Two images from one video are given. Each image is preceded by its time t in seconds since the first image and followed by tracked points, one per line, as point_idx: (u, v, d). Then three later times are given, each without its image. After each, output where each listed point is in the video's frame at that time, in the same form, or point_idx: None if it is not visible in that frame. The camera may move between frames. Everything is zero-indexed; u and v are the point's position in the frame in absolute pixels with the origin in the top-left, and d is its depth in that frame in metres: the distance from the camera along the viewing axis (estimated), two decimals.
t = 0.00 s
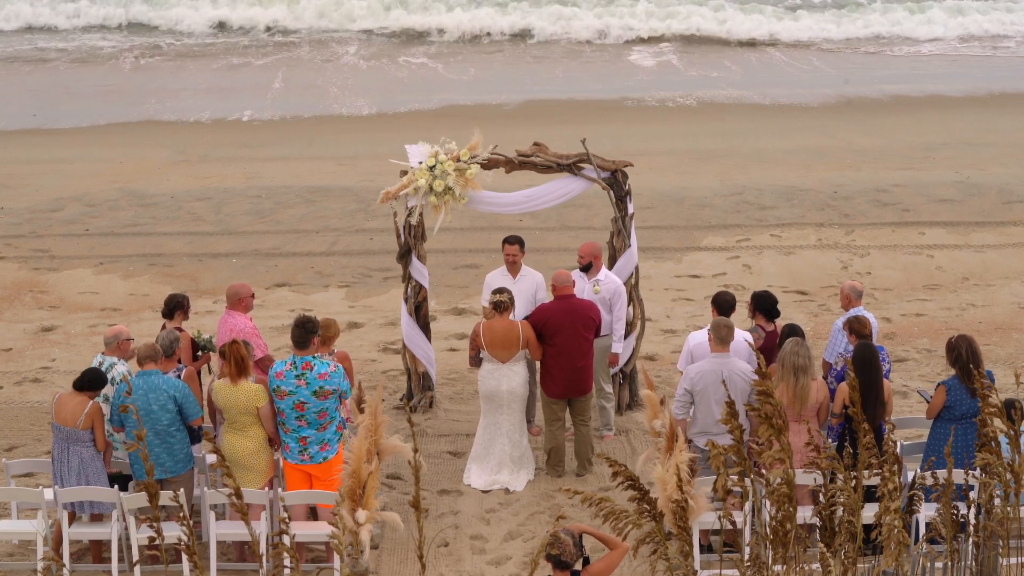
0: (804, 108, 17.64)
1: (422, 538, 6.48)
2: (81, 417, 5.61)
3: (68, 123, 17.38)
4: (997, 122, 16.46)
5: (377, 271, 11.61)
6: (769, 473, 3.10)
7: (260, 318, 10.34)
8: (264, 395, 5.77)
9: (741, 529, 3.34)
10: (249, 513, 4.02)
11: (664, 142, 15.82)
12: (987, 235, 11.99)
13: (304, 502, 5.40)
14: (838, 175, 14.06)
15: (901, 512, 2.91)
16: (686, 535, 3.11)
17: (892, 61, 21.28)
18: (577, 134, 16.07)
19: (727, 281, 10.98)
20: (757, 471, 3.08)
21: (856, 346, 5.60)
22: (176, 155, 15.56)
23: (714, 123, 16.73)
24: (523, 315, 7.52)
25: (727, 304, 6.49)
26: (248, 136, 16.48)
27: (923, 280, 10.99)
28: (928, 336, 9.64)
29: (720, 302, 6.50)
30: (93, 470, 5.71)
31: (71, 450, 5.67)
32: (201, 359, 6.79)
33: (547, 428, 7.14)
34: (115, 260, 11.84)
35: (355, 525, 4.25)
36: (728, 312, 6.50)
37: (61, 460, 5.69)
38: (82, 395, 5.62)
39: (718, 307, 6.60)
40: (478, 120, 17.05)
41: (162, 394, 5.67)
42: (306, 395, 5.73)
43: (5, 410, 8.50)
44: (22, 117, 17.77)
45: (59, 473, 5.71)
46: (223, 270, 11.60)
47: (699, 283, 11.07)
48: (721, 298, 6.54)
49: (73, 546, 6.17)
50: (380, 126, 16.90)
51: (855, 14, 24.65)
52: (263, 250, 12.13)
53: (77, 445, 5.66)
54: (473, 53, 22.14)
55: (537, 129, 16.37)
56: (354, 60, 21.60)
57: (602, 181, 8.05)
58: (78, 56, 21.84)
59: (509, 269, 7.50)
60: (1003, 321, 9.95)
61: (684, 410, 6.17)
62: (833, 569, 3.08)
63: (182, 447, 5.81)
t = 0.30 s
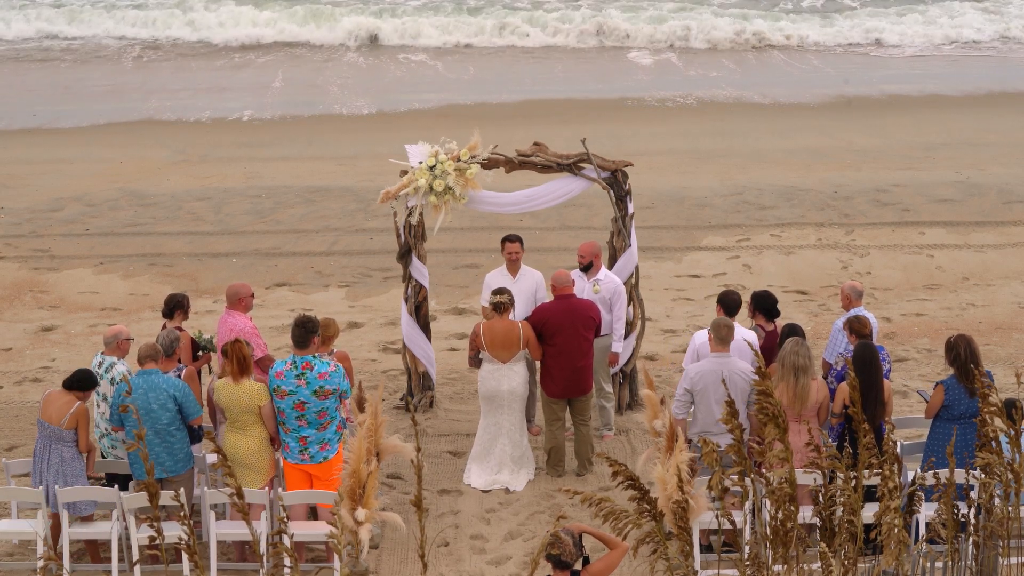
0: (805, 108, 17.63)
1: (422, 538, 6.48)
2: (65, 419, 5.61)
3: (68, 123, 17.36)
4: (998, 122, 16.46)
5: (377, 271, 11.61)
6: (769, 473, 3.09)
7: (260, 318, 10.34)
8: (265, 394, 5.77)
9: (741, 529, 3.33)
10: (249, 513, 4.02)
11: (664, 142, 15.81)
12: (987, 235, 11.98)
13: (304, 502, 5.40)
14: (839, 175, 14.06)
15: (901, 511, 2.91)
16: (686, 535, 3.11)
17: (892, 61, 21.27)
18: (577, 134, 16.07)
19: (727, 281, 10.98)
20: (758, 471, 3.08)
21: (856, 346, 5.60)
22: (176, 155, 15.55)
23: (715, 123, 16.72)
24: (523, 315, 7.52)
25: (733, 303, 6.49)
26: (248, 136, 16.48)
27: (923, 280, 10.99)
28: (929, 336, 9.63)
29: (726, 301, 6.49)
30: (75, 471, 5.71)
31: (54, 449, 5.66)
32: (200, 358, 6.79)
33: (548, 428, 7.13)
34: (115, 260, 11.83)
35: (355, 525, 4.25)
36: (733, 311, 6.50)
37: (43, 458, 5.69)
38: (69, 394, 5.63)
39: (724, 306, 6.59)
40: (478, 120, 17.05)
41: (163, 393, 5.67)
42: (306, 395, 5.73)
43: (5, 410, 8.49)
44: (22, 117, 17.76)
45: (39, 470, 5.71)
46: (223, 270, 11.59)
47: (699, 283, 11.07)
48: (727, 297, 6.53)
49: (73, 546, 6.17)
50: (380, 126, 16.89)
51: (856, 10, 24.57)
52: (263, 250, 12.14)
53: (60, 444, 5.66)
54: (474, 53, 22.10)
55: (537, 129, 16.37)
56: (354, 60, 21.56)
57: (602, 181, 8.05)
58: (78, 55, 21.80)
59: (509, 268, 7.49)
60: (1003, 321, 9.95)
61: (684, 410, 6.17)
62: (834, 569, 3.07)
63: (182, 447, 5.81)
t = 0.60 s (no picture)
0: (805, 108, 17.64)
1: (422, 538, 6.48)
2: (53, 416, 5.63)
3: (68, 123, 17.37)
4: (998, 122, 16.46)
5: (377, 271, 11.62)
6: (769, 473, 3.09)
7: (260, 318, 10.35)
8: (265, 395, 5.78)
9: (741, 529, 3.33)
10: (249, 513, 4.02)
11: (664, 142, 15.81)
12: (987, 235, 11.99)
13: (304, 502, 5.40)
14: (838, 175, 14.07)
15: (900, 511, 2.91)
16: (686, 535, 3.11)
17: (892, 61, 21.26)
18: (577, 134, 16.08)
19: (726, 281, 10.98)
20: (758, 472, 3.08)
21: (856, 346, 5.60)
22: (176, 155, 15.56)
23: (714, 123, 16.73)
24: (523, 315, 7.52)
25: (736, 302, 6.48)
26: (248, 136, 16.48)
27: (923, 280, 11.00)
28: (928, 336, 9.64)
29: (727, 301, 6.49)
30: (62, 470, 5.70)
31: (41, 448, 5.67)
32: (200, 358, 6.79)
33: (547, 428, 7.14)
34: (115, 260, 11.84)
35: (355, 525, 4.27)
36: (734, 312, 6.49)
37: (31, 456, 5.69)
38: (59, 395, 5.66)
39: (726, 306, 6.59)
40: (478, 120, 17.05)
41: (162, 393, 5.67)
42: (306, 395, 5.73)
43: (4, 410, 8.50)
44: (21, 117, 17.75)
45: (26, 469, 5.72)
46: (223, 270, 11.60)
47: (699, 283, 11.07)
48: (727, 297, 6.52)
49: (73, 546, 6.17)
50: (381, 127, 16.90)
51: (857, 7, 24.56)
52: (263, 250, 12.14)
53: (49, 445, 5.67)
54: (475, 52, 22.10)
55: (537, 129, 16.37)
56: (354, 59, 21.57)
57: (602, 181, 8.05)
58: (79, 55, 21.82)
59: (509, 268, 7.49)
60: (1003, 321, 9.95)
61: (684, 410, 6.17)
62: (833, 569, 3.07)
63: (181, 447, 5.81)
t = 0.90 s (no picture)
0: (805, 108, 17.63)
1: (422, 538, 6.48)
2: (55, 414, 5.63)
3: (67, 123, 17.36)
4: (998, 122, 16.44)
5: (377, 271, 11.61)
6: (769, 473, 3.09)
7: (260, 318, 10.34)
8: (264, 394, 5.77)
9: (741, 529, 3.32)
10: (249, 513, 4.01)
11: (664, 142, 15.80)
12: (987, 235, 11.98)
13: (303, 502, 5.40)
14: (839, 175, 14.06)
15: (900, 511, 2.90)
16: (686, 535, 3.11)
17: (892, 60, 21.24)
18: (577, 134, 16.06)
19: (727, 281, 10.98)
20: (758, 471, 3.07)
21: (856, 346, 5.59)
22: (176, 155, 15.55)
23: (714, 123, 16.71)
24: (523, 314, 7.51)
25: (736, 302, 6.47)
26: (248, 136, 16.47)
27: (923, 280, 10.99)
28: (928, 336, 9.63)
29: (727, 301, 6.48)
30: (61, 470, 5.68)
31: (40, 446, 5.65)
32: (201, 358, 6.79)
33: (547, 428, 7.13)
34: (115, 260, 11.83)
35: (355, 525, 4.28)
36: (733, 311, 6.48)
37: (31, 453, 5.68)
38: (61, 394, 5.66)
39: (726, 306, 6.58)
40: (478, 120, 17.04)
41: (162, 393, 5.67)
42: (306, 395, 5.73)
43: (4, 410, 8.49)
44: (21, 117, 17.74)
45: (25, 466, 5.70)
46: (223, 270, 11.59)
47: (699, 283, 11.06)
48: (727, 297, 6.51)
49: (73, 546, 6.17)
50: (381, 126, 16.89)
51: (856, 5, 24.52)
52: (263, 250, 12.13)
53: (47, 443, 5.65)
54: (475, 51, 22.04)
55: (537, 129, 16.36)
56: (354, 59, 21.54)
57: (602, 181, 8.05)
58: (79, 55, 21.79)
59: (510, 268, 7.49)
60: (1003, 321, 9.94)
61: (684, 410, 6.17)
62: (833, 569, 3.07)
63: (181, 447, 5.81)
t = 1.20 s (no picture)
0: (805, 108, 17.64)
1: (423, 538, 6.48)
2: (67, 416, 5.63)
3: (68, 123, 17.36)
4: (998, 122, 16.45)
5: (377, 271, 11.62)
6: (769, 473, 3.08)
7: (260, 318, 10.34)
8: (263, 395, 5.77)
9: (741, 529, 3.32)
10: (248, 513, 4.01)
11: (664, 142, 15.81)
12: (987, 235, 11.98)
13: (304, 502, 5.40)
14: (839, 175, 14.06)
15: (901, 511, 2.90)
16: (686, 535, 3.11)
17: (892, 59, 21.23)
18: (577, 134, 16.07)
19: (726, 281, 10.98)
20: (758, 472, 3.07)
21: (856, 346, 5.60)
22: (176, 155, 15.55)
23: (714, 123, 16.72)
24: (522, 314, 7.52)
25: (735, 302, 6.47)
26: (248, 136, 16.48)
27: (923, 280, 11.00)
28: (928, 336, 9.64)
29: (727, 301, 6.48)
30: (61, 474, 5.66)
31: (43, 448, 5.64)
32: (202, 358, 6.79)
33: (547, 428, 7.13)
34: (115, 260, 11.83)
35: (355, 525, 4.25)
36: (732, 311, 6.48)
37: (33, 452, 5.67)
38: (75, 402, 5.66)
39: (726, 306, 6.58)
40: (478, 120, 17.05)
41: (162, 394, 5.67)
42: (306, 395, 5.73)
43: (5, 410, 8.49)
44: (21, 117, 17.75)
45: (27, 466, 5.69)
46: (223, 270, 11.60)
47: (699, 283, 11.07)
48: (726, 297, 6.51)
49: (73, 546, 6.17)
50: (381, 127, 16.89)
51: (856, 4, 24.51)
52: (263, 250, 12.14)
53: (49, 445, 5.64)
54: (475, 49, 22.02)
55: (537, 129, 16.36)
56: (355, 58, 21.52)
57: (602, 181, 8.05)
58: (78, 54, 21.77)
59: (510, 268, 7.50)
60: (1003, 321, 9.95)
61: (684, 410, 6.17)
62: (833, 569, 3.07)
63: (181, 447, 5.81)
